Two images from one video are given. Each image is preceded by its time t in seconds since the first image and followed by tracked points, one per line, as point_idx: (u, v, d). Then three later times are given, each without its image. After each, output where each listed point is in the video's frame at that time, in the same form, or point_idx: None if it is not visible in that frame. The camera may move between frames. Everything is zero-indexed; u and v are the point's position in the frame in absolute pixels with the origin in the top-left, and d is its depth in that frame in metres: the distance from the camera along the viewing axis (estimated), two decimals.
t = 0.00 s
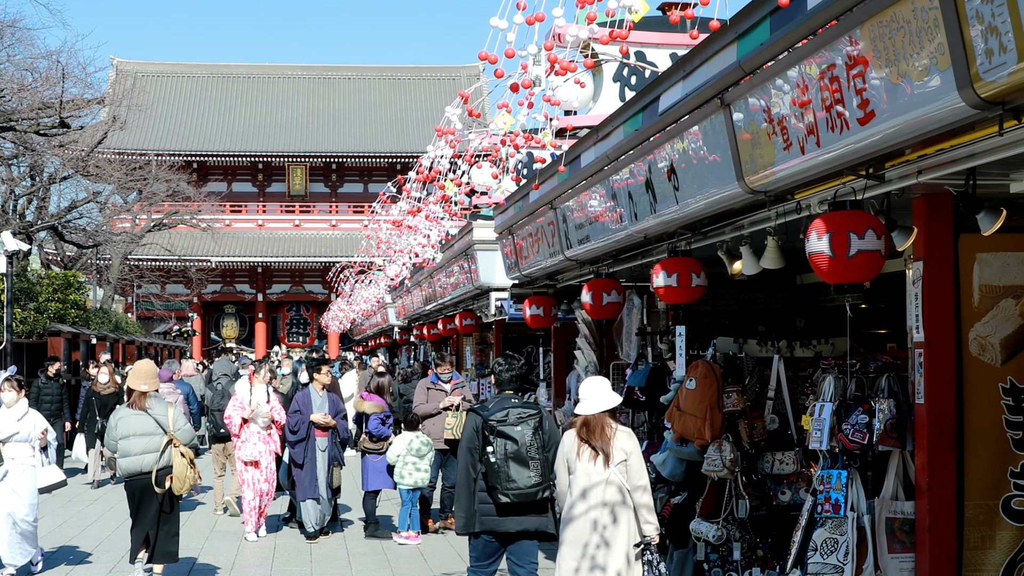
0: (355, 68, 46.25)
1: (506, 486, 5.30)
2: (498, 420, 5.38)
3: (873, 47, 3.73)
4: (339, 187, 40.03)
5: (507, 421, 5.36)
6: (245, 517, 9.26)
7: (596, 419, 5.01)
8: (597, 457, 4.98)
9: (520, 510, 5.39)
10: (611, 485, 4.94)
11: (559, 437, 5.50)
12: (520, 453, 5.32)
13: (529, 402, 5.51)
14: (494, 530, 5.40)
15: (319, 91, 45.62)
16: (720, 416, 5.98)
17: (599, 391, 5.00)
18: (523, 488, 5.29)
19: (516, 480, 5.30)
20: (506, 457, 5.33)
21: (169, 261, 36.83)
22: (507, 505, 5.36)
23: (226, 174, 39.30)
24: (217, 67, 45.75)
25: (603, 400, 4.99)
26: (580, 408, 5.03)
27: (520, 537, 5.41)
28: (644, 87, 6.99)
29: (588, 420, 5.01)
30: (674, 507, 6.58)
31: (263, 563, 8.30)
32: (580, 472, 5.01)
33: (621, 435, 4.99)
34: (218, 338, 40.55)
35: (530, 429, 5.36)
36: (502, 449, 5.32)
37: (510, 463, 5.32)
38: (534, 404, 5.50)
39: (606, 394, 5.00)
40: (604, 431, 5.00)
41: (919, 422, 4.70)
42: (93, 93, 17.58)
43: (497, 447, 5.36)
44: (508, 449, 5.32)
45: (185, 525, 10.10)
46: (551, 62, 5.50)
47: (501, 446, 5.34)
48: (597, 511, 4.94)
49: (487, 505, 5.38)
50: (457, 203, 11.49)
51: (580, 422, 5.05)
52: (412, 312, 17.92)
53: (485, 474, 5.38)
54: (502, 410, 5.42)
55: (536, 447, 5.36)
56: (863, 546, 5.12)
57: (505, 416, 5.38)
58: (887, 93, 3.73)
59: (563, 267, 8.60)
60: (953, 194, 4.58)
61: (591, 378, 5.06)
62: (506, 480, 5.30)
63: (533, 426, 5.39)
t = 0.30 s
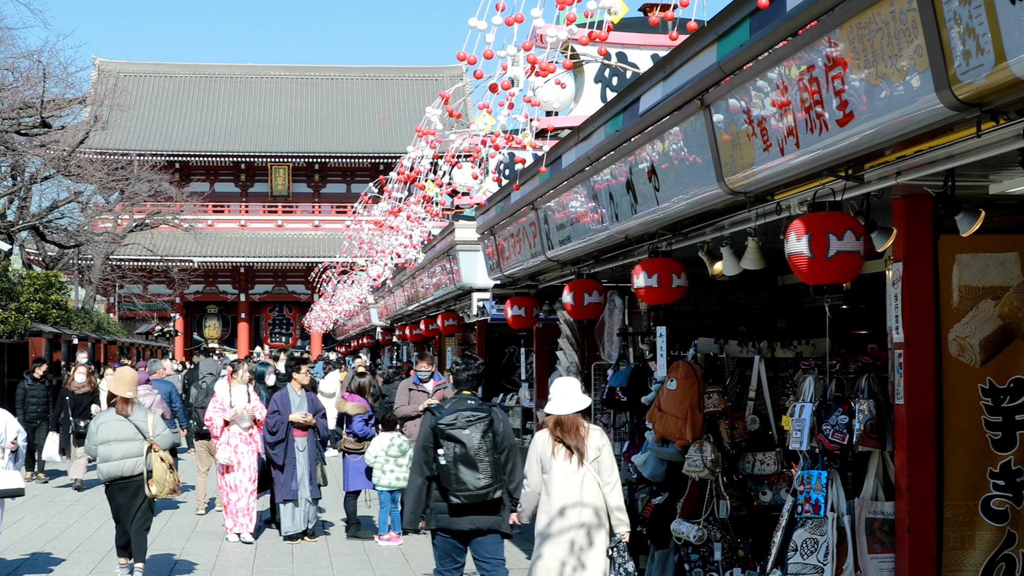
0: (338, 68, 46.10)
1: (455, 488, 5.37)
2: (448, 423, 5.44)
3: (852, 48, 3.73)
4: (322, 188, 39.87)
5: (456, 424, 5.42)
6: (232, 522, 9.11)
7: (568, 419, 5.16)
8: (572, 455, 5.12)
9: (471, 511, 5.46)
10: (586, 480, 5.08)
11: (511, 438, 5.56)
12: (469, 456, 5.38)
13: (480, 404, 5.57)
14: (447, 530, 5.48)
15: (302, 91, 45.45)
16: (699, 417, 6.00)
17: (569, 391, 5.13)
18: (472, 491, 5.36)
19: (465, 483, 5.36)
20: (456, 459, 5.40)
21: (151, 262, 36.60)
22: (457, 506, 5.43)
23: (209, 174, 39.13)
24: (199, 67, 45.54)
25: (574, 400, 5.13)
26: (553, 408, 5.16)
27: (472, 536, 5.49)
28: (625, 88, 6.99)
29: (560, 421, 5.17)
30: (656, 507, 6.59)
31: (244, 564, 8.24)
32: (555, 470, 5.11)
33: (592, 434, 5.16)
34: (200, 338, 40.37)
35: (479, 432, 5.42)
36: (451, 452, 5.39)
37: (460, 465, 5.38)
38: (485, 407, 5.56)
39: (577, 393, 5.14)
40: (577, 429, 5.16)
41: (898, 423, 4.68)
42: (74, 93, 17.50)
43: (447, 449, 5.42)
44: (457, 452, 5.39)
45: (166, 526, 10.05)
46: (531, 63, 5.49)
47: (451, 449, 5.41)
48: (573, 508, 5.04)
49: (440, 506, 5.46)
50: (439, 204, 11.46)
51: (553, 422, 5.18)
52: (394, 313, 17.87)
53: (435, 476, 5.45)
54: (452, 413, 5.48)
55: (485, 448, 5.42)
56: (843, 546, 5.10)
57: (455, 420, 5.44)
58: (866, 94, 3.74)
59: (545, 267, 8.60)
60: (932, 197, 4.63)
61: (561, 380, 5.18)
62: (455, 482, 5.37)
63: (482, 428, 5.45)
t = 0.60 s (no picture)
0: (324, 68, 45.97)
1: (411, 482, 5.57)
2: (404, 419, 5.65)
3: (834, 50, 3.75)
4: (307, 188, 39.74)
5: (412, 420, 5.63)
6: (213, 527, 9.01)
7: (549, 419, 5.26)
8: (556, 455, 5.24)
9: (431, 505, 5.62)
10: (568, 481, 5.22)
11: (470, 434, 5.72)
12: (423, 450, 5.57)
13: (441, 401, 5.76)
14: (410, 524, 5.67)
15: (287, 92, 45.31)
16: (683, 419, 6.02)
17: (549, 393, 5.24)
18: (427, 485, 5.54)
19: (420, 477, 5.55)
20: (411, 454, 5.60)
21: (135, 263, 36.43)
22: (416, 500, 5.61)
23: (194, 174, 38.97)
24: (184, 67, 45.35)
25: (553, 401, 5.24)
26: (533, 409, 5.25)
27: (434, 532, 5.66)
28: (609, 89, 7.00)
29: (541, 420, 5.26)
30: (638, 508, 6.58)
31: (228, 564, 8.22)
32: (538, 471, 5.21)
33: (573, 434, 5.28)
34: (184, 339, 40.23)
35: (433, 427, 5.62)
36: (406, 447, 5.61)
37: (414, 460, 5.58)
38: (442, 403, 5.72)
39: (556, 395, 5.26)
40: (558, 429, 5.27)
41: (880, 424, 4.77)
42: (59, 93, 17.41)
43: (404, 445, 5.64)
44: (411, 447, 5.59)
45: (149, 526, 10.01)
46: (514, 64, 5.49)
47: (406, 444, 5.62)
48: (554, 509, 5.18)
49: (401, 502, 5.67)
50: (424, 205, 11.45)
51: (535, 422, 5.27)
52: (380, 314, 17.84)
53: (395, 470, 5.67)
54: (411, 410, 5.70)
55: (440, 443, 5.60)
56: (825, 546, 5.13)
57: (410, 415, 5.64)
58: (848, 96, 3.76)
59: (529, 268, 8.60)
60: (914, 197, 4.67)
61: (541, 380, 5.30)
62: (411, 476, 5.57)
63: (437, 423, 5.64)
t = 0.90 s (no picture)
0: (312, 69, 45.88)
1: (387, 481, 5.63)
2: (382, 419, 5.74)
3: (820, 53, 3.76)
4: (295, 190, 39.67)
5: (389, 420, 5.71)
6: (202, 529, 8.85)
7: (532, 415, 5.28)
8: (541, 450, 5.23)
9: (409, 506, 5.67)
10: (552, 477, 5.21)
11: (449, 436, 5.73)
12: (397, 450, 5.62)
13: (421, 402, 5.81)
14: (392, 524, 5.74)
15: (275, 93, 45.22)
16: (670, 420, 6.07)
17: (532, 389, 5.27)
18: (401, 484, 5.60)
19: (395, 476, 5.61)
20: (387, 454, 5.67)
21: (123, 264, 36.31)
22: (393, 500, 5.67)
23: (182, 175, 38.86)
24: (172, 67, 45.18)
25: (536, 398, 5.27)
26: (517, 406, 5.25)
27: (416, 531, 5.72)
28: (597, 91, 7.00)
29: (524, 416, 5.26)
30: (627, 509, 6.65)
31: (218, 566, 8.20)
32: (522, 466, 5.19)
33: (557, 430, 5.28)
34: (172, 341, 40.12)
35: (408, 427, 5.65)
36: (382, 446, 5.67)
37: (390, 459, 5.63)
38: (423, 404, 5.77)
39: (538, 391, 5.29)
40: (542, 425, 5.28)
41: (868, 426, 4.78)
42: (47, 95, 17.38)
43: (382, 445, 5.71)
44: (387, 446, 5.65)
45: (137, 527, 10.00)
46: (502, 67, 5.49)
47: (384, 444, 5.69)
48: (537, 505, 5.17)
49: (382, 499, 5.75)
50: (412, 206, 11.44)
51: (518, 418, 5.26)
52: (368, 315, 17.83)
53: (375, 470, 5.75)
54: (390, 410, 5.78)
55: (415, 444, 5.62)
56: (813, 547, 5.13)
57: (387, 415, 5.73)
58: (834, 98, 3.77)
59: (516, 270, 8.60)
60: (900, 200, 4.71)
61: (524, 377, 5.32)
62: (388, 476, 5.63)
63: (413, 423, 5.67)
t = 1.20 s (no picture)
0: (303, 72, 45.84)
1: (396, 485, 5.70)
2: (393, 424, 5.78)
3: (809, 57, 3.79)
4: (287, 192, 39.62)
5: (401, 425, 5.76)
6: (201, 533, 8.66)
7: (507, 417, 5.55)
8: (514, 451, 5.47)
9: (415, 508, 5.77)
10: (526, 476, 5.44)
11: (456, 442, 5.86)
12: (409, 455, 5.70)
13: (428, 407, 5.90)
14: (394, 524, 5.84)
15: (267, 96, 45.18)
16: (662, 422, 6.12)
17: (509, 391, 5.53)
18: (411, 489, 5.69)
19: (405, 480, 5.68)
20: (398, 458, 5.73)
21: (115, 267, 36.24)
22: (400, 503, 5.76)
23: (174, 178, 38.82)
24: (164, 70, 45.10)
25: (513, 398, 5.53)
26: (492, 405, 5.55)
27: (416, 531, 5.84)
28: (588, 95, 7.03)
29: (500, 416, 5.55)
30: (619, 510, 6.66)
31: (210, 568, 8.19)
32: (496, 466, 5.45)
33: (532, 432, 5.53)
34: (164, 343, 40.05)
35: (420, 433, 5.74)
36: (394, 450, 5.73)
37: (401, 464, 5.71)
38: (430, 409, 5.86)
39: (516, 392, 5.55)
40: (516, 426, 5.53)
41: (856, 428, 4.81)
42: (39, 98, 17.36)
43: (391, 448, 5.77)
44: (399, 451, 5.71)
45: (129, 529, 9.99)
46: (493, 71, 5.51)
47: (394, 448, 5.75)
48: (509, 504, 5.38)
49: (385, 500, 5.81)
50: (404, 209, 11.46)
51: (495, 418, 5.56)
52: (359, 318, 17.84)
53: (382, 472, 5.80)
54: (399, 414, 5.82)
55: (427, 450, 5.73)
56: (802, 547, 5.15)
57: (398, 420, 5.77)
58: (823, 102, 3.80)
59: (508, 273, 8.62)
60: (890, 204, 4.75)
61: (502, 381, 5.59)
62: (397, 480, 5.70)
63: (425, 430, 5.76)
